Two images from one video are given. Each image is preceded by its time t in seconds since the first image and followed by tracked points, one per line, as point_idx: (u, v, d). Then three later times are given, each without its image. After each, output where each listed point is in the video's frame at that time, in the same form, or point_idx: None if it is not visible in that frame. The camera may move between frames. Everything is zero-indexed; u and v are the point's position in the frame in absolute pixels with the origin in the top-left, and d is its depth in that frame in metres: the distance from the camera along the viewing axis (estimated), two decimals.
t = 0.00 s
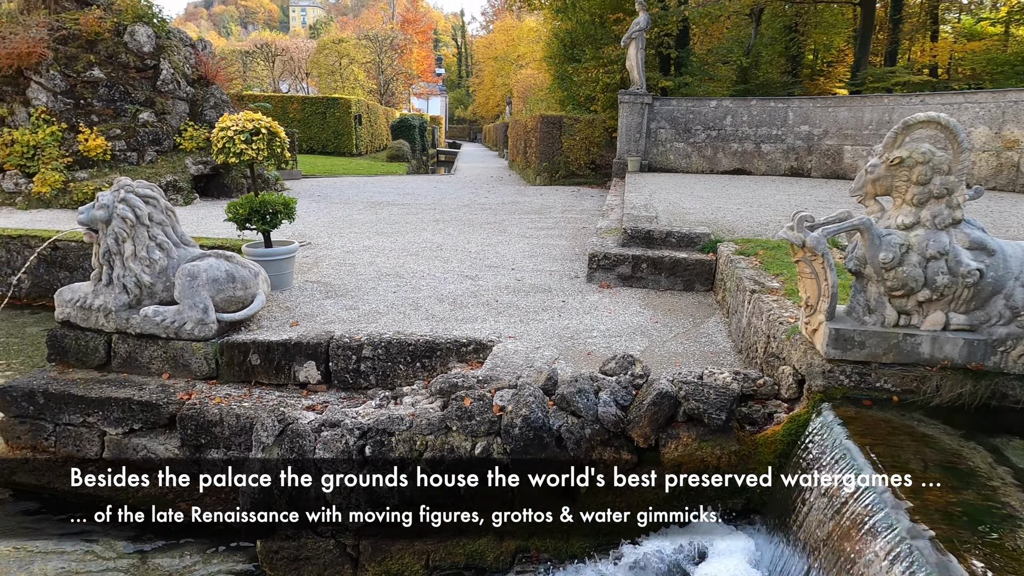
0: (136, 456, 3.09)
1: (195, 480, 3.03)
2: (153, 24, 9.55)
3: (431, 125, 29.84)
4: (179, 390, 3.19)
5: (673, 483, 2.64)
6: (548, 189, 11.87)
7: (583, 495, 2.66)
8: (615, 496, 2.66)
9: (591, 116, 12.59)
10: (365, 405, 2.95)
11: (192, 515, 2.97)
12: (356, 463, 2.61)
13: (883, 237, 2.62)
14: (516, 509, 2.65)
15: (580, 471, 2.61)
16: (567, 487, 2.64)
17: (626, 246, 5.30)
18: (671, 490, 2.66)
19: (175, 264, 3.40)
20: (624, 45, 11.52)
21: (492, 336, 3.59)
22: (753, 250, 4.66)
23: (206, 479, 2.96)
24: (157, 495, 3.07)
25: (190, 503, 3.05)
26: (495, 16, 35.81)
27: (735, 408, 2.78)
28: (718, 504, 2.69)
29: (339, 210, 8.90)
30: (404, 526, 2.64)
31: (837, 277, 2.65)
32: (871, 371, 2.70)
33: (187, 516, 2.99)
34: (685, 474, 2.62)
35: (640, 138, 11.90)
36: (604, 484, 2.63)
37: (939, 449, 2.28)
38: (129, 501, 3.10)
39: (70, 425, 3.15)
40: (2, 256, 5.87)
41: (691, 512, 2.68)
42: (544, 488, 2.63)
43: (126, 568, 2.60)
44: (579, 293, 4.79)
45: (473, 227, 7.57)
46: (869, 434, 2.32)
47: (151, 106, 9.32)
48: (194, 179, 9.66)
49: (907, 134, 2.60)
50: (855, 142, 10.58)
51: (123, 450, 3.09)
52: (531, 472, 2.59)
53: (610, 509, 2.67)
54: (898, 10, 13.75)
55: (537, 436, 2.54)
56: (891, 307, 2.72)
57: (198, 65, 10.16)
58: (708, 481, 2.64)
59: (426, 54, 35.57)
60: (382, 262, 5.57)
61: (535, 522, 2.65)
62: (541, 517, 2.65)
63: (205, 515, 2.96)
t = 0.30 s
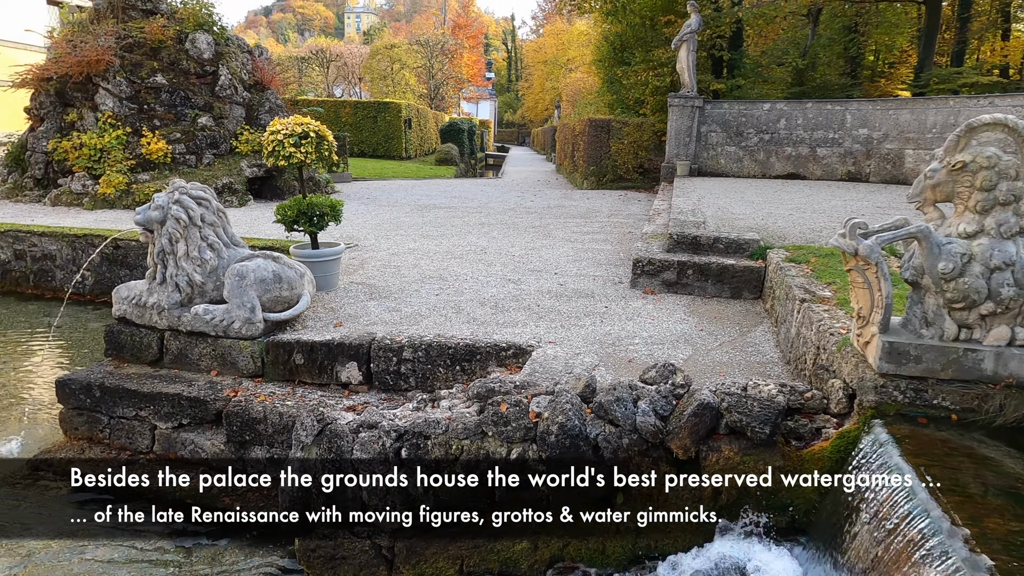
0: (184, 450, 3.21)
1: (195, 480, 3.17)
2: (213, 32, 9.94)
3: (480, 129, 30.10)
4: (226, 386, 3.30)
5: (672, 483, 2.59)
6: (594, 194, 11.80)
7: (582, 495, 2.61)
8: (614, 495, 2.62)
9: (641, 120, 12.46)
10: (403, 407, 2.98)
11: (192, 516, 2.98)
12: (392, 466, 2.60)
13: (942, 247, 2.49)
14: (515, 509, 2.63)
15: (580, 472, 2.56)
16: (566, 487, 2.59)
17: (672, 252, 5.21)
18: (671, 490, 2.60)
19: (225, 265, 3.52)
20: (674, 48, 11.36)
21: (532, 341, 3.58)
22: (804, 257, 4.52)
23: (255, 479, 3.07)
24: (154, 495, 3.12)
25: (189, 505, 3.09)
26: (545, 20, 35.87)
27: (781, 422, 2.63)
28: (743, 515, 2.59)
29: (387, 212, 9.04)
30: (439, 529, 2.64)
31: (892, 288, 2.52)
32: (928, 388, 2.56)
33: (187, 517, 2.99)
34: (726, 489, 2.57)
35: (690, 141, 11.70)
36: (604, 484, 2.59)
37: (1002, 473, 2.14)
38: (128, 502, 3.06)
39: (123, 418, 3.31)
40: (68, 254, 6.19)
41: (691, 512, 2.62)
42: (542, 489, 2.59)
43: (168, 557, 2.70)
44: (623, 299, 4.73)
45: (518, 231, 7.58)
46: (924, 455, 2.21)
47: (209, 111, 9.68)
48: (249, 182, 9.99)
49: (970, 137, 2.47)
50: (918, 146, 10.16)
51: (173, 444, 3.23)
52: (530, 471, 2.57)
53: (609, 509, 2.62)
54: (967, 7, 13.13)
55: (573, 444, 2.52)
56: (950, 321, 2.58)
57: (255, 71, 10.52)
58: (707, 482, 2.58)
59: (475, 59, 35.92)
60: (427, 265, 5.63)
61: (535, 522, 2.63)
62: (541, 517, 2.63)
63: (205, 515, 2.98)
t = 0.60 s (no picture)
0: (226, 448, 3.32)
1: (195, 480, 3.26)
2: (266, 39, 10.28)
3: (524, 132, 30.19)
4: (267, 386, 3.40)
5: (672, 483, 2.52)
6: (638, 198, 11.69)
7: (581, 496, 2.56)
8: (615, 496, 2.55)
9: (687, 123, 12.29)
10: (437, 411, 2.99)
11: (191, 515, 3.01)
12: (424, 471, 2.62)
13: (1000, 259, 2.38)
14: (516, 509, 2.61)
15: (579, 471, 2.51)
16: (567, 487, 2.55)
17: (715, 259, 5.11)
18: (671, 490, 2.53)
19: (269, 267, 3.62)
20: (722, 50, 11.17)
21: (569, 347, 3.56)
22: (853, 266, 4.37)
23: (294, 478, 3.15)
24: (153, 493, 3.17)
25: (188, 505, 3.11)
26: (592, 23, 35.74)
27: (822, 440, 2.51)
28: (782, 534, 2.51)
29: (430, 216, 9.15)
30: (471, 535, 2.63)
31: (943, 301, 2.42)
32: (981, 408, 2.44)
33: (188, 517, 3.02)
34: (764, 506, 2.50)
35: (737, 145, 11.47)
36: (604, 484, 2.52)
37: None
38: (128, 502, 3.08)
39: (169, 415, 3.45)
40: (125, 254, 6.48)
41: (691, 512, 2.54)
42: (544, 490, 2.56)
43: (208, 549, 2.79)
44: (663, 306, 4.67)
45: (559, 236, 7.56)
46: (977, 480, 2.11)
47: (260, 116, 9.99)
48: (298, 185, 10.25)
49: None
50: (981, 149, 9.73)
51: (217, 441, 3.33)
52: (530, 471, 2.55)
53: (610, 509, 2.57)
54: None
55: (606, 456, 2.49)
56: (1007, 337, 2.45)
57: (305, 76, 10.81)
58: (708, 482, 2.52)
59: (521, 63, 36.08)
60: (467, 269, 5.67)
61: (535, 522, 2.60)
62: (541, 517, 2.59)
63: (205, 515, 3.02)
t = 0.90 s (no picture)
0: (261, 447, 3.38)
1: (194, 481, 3.33)
2: (307, 45, 10.51)
3: (561, 135, 30.17)
4: (301, 387, 3.46)
5: (672, 483, 2.46)
6: (675, 202, 11.54)
7: (584, 496, 2.53)
8: (615, 497, 2.51)
9: (726, 126, 12.09)
10: (467, 416, 2.99)
11: (192, 515, 3.04)
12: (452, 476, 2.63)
13: None
14: (515, 509, 2.60)
15: (580, 471, 2.49)
16: (567, 488, 2.53)
17: (753, 265, 5.01)
18: (671, 490, 2.47)
19: (304, 269, 3.69)
20: (764, 52, 10.96)
21: (601, 353, 3.53)
22: (897, 274, 4.24)
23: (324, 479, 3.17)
24: (154, 493, 3.21)
25: (189, 505, 3.15)
26: (630, 26, 35.49)
27: (861, 454, 2.42)
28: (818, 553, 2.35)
29: (465, 219, 9.21)
30: (499, 542, 2.62)
31: (993, 314, 2.32)
32: None
33: (187, 517, 3.04)
34: (799, 524, 2.35)
35: (778, 148, 11.23)
36: (604, 485, 2.49)
37: None
38: (127, 503, 3.10)
39: (207, 413, 3.54)
40: (169, 255, 6.69)
41: (691, 512, 2.48)
42: (544, 489, 2.54)
43: (241, 546, 2.85)
44: (699, 313, 4.59)
45: (594, 240, 7.52)
46: None
47: (301, 120, 10.20)
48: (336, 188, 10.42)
49: None
50: None
51: (252, 440, 3.40)
52: (528, 470, 2.54)
53: (609, 508, 2.52)
54: None
55: (636, 465, 2.46)
56: None
57: (345, 80, 11.01)
58: (708, 481, 2.47)
59: (559, 67, 36.09)
60: (500, 273, 5.69)
61: (535, 522, 2.59)
62: (542, 517, 2.58)
63: (205, 515, 3.05)
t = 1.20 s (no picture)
0: (300, 447, 3.44)
1: (195, 480, 3.35)
2: (351, 51, 10.73)
3: (602, 139, 30.06)
4: (340, 388, 3.52)
5: (672, 482, 2.41)
6: (718, 208, 11.36)
7: (583, 497, 2.53)
8: (615, 497, 2.50)
9: (771, 130, 11.83)
10: (501, 422, 2.99)
11: (192, 515, 3.06)
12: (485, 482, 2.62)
13: None
14: (516, 510, 2.63)
15: (579, 471, 2.51)
16: (566, 488, 2.54)
17: (796, 272, 4.88)
18: (671, 490, 2.43)
19: (344, 272, 3.76)
20: (811, 54, 10.69)
21: (638, 361, 3.49)
22: (950, 284, 4.06)
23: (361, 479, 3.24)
24: (155, 491, 3.25)
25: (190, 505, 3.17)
26: (675, 28, 35.10)
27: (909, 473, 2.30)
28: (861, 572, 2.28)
29: (504, 223, 9.25)
30: (531, 550, 2.64)
31: None
32: None
33: (187, 517, 3.07)
34: (841, 541, 2.30)
35: (825, 153, 10.92)
36: (604, 485, 2.49)
37: None
38: (127, 503, 3.14)
39: (248, 412, 3.63)
40: (216, 256, 6.90)
41: (691, 512, 2.45)
42: (544, 490, 2.56)
43: (279, 545, 2.91)
44: (740, 322, 4.50)
45: (633, 245, 7.45)
46: None
47: (344, 125, 10.41)
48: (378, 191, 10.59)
49: None
50: None
51: (290, 440, 3.46)
52: (530, 470, 2.57)
53: (610, 509, 2.52)
54: None
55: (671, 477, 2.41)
56: None
57: (388, 85, 11.19)
58: (708, 482, 2.41)
59: (602, 71, 35.98)
60: (538, 278, 5.69)
61: (536, 522, 2.61)
62: (542, 517, 2.61)
63: (205, 515, 3.07)
